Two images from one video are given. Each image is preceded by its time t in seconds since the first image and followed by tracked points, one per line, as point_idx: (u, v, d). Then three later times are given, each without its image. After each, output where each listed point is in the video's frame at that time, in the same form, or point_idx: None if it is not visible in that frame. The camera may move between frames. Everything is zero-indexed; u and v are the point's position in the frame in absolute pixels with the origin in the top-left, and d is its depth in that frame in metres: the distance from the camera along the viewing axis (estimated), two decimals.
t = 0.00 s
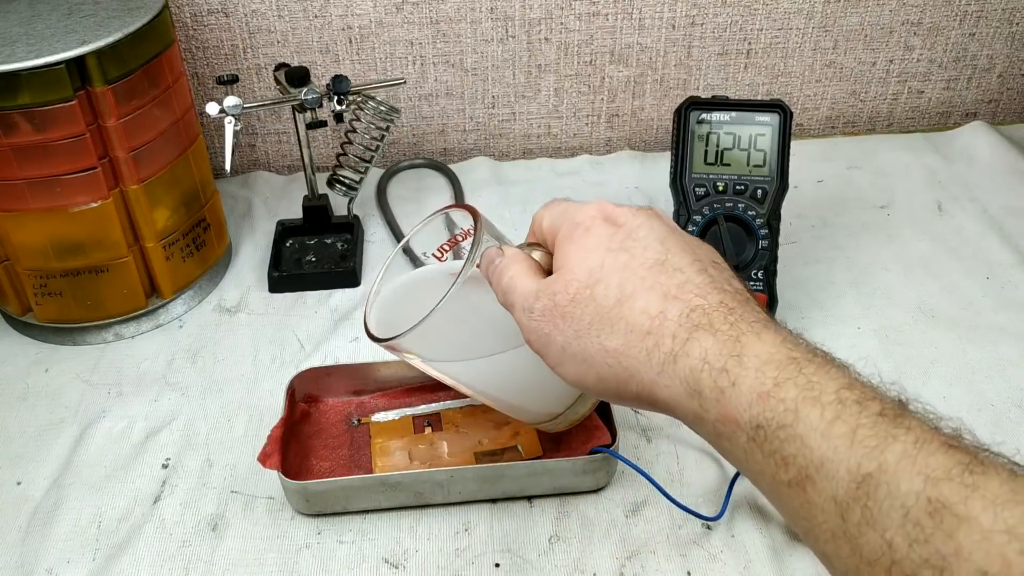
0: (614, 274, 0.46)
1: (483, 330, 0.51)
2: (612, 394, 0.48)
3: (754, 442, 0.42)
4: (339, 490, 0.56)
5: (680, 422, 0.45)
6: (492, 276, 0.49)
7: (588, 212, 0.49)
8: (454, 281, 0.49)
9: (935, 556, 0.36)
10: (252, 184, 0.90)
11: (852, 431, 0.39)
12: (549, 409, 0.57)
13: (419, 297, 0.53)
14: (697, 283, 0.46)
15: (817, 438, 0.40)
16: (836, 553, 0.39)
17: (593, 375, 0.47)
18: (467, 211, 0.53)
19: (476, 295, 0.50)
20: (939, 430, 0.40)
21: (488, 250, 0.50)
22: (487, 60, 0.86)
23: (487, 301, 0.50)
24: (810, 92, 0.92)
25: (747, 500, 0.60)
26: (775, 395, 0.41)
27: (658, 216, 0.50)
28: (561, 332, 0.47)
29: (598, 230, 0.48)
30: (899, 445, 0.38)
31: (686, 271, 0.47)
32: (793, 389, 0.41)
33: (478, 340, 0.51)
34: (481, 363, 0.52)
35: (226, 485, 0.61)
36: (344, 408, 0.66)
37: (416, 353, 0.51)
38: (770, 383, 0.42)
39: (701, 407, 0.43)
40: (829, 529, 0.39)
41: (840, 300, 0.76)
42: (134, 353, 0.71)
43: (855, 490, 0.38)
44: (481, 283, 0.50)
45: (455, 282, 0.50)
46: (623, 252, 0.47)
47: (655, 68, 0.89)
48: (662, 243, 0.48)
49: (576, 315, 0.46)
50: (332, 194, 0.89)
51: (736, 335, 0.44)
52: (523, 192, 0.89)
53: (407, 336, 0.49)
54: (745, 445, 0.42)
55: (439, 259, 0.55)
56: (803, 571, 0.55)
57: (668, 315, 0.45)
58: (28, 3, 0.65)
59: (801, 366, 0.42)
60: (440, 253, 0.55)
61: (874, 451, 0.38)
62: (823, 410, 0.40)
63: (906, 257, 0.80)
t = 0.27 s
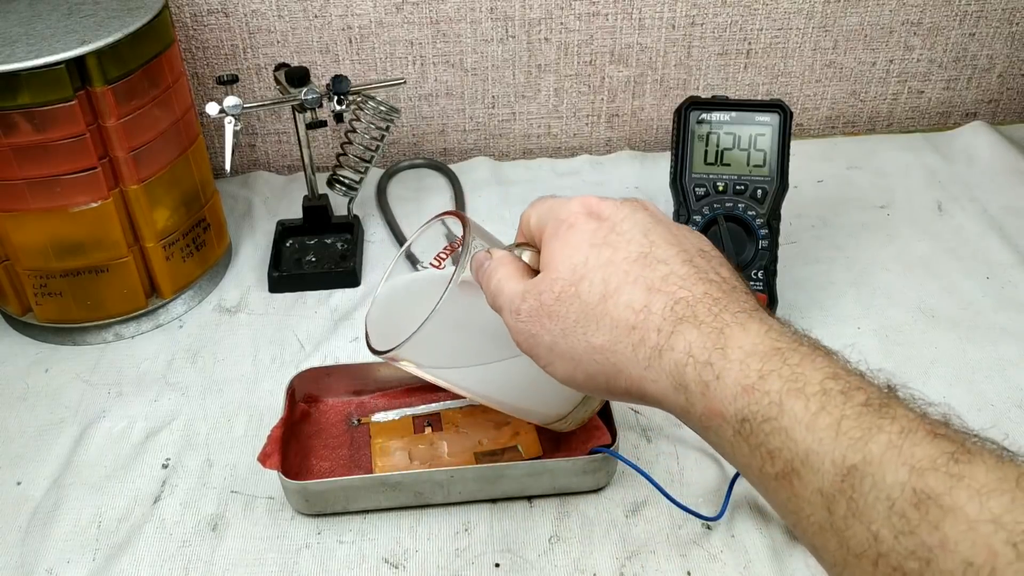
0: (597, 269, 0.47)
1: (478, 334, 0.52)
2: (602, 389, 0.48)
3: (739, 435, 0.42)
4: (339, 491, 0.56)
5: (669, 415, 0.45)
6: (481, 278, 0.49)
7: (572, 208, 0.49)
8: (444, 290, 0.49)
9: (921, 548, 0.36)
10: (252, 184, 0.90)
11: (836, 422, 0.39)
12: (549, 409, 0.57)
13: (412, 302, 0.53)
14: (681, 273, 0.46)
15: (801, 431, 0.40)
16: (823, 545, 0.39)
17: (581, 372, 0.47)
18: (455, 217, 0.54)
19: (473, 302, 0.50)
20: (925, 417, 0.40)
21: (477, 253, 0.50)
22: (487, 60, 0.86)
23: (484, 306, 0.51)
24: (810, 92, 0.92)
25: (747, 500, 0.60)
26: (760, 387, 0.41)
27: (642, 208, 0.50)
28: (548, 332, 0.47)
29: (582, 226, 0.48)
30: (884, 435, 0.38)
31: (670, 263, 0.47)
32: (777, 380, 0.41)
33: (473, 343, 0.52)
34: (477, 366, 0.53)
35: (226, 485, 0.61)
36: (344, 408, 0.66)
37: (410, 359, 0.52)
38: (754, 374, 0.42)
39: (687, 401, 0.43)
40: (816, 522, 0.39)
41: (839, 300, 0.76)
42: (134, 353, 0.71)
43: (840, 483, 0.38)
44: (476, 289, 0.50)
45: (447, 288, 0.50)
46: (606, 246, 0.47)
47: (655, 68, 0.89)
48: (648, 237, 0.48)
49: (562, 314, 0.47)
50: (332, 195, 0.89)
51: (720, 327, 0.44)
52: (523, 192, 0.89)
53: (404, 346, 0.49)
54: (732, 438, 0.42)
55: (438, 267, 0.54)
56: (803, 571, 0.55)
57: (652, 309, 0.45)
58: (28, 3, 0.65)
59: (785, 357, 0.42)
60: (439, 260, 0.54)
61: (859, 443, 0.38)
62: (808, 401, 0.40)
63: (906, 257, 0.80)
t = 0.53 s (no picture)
0: (587, 270, 0.47)
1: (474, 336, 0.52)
2: (595, 388, 0.48)
3: (730, 433, 0.41)
4: (340, 491, 0.56)
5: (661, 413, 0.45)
6: (474, 282, 0.50)
7: (561, 208, 0.49)
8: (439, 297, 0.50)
9: (912, 544, 0.35)
10: (252, 184, 0.89)
11: (827, 419, 0.39)
12: (545, 411, 0.57)
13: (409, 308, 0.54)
14: (671, 271, 0.46)
15: (792, 428, 0.39)
16: (816, 542, 0.39)
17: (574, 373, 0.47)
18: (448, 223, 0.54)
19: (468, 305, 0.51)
20: (915, 411, 0.39)
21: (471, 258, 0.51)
22: (487, 60, 0.86)
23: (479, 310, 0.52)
24: (810, 92, 0.92)
25: (746, 500, 0.60)
26: (750, 384, 0.41)
27: (631, 205, 0.50)
28: (539, 334, 0.48)
29: (571, 226, 0.48)
30: (874, 431, 0.38)
31: (661, 260, 0.46)
32: (766, 378, 0.41)
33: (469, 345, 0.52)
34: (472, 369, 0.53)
35: (226, 485, 0.61)
36: (344, 408, 0.66)
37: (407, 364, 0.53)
38: (744, 372, 0.41)
39: (678, 399, 0.43)
40: (808, 519, 0.39)
41: (839, 300, 0.76)
42: (134, 353, 0.71)
43: (831, 480, 0.38)
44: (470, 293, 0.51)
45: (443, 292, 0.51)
46: (595, 246, 0.47)
47: (655, 68, 0.89)
48: (645, 235, 0.48)
49: (553, 316, 0.47)
50: (332, 195, 0.89)
51: (710, 324, 0.43)
52: (523, 192, 0.89)
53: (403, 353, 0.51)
54: (723, 435, 0.42)
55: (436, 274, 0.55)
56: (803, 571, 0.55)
57: (642, 307, 0.45)
58: (28, 3, 0.65)
59: (775, 353, 0.42)
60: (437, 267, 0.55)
61: (849, 439, 0.38)
62: (797, 398, 0.40)
63: (906, 257, 0.80)
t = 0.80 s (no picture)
0: (578, 270, 0.47)
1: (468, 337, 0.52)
2: (588, 388, 0.48)
3: (721, 433, 0.41)
4: (340, 491, 0.56)
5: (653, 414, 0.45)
6: (468, 283, 0.50)
7: (552, 208, 0.49)
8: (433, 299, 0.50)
9: (902, 543, 0.35)
10: (252, 184, 0.89)
11: (817, 418, 0.39)
12: (539, 412, 0.57)
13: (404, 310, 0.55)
14: (662, 271, 0.46)
15: (782, 428, 0.39)
16: (807, 541, 0.39)
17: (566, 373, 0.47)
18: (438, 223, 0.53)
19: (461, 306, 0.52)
20: (906, 409, 0.39)
21: (463, 259, 0.51)
22: (487, 60, 0.86)
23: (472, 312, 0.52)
24: (810, 92, 0.92)
25: (746, 501, 0.60)
26: (740, 383, 0.41)
27: (622, 205, 0.50)
28: (531, 335, 0.48)
29: (562, 226, 0.48)
30: (864, 431, 0.38)
31: (652, 260, 0.47)
32: (757, 376, 0.41)
33: (462, 347, 0.52)
34: (466, 371, 0.53)
35: (226, 485, 0.61)
36: (344, 408, 0.66)
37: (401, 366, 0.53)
38: (734, 371, 0.41)
39: (669, 400, 0.43)
40: (799, 518, 0.39)
41: (839, 300, 0.76)
42: (134, 353, 0.71)
43: (821, 479, 0.38)
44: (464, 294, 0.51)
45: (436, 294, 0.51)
46: (585, 246, 0.47)
47: (655, 68, 0.89)
48: (640, 236, 0.48)
49: (544, 317, 0.47)
50: (332, 194, 0.89)
51: (701, 324, 0.43)
52: (523, 192, 0.89)
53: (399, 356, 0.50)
54: (714, 435, 0.42)
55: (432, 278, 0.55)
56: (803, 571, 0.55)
57: (633, 307, 0.45)
58: (28, 3, 0.65)
59: (766, 352, 0.42)
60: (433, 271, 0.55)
61: (839, 438, 0.38)
62: (788, 397, 0.40)
63: (906, 257, 0.80)
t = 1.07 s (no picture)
0: (567, 274, 0.47)
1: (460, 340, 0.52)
2: (581, 391, 0.48)
3: (711, 435, 0.41)
4: (340, 491, 0.56)
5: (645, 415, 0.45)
6: (461, 287, 0.50)
7: (543, 211, 0.49)
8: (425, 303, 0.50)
9: (890, 545, 0.35)
10: (252, 184, 0.89)
11: (805, 420, 0.39)
12: (533, 414, 0.57)
13: (397, 313, 0.55)
14: (651, 273, 0.46)
15: (771, 430, 0.39)
16: (797, 543, 0.39)
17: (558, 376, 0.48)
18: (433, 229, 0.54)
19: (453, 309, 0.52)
20: (895, 410, 0.39)
21: (454, 263, 0.51)
22: (487, 60, 0.86)
23: (465, 316, 0.52)
24: (810, 92, 0.92)
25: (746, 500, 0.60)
26: (729, 385, 0.41)
27: (613, 207, 0.50)
28: (522, 339, 0.48)
29: (552, 229, 0.48)
30: (853, 432, 0.38)
31: (640, 262, 0.46)
32: (745, 379, 0.41)
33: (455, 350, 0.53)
34: (458, 375, 0.53)
35: (226, 484, 0.61)
36: (344, 408, 0.66)
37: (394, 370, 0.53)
38: (723, 374, 0.41)
39: (660, 403, 0.43)
40: (789, 521, 0.39)
41: (839, 300, 0.76)
42: (133, 353, 0.71)
43: (810, 481, 0.38)
44: (457, 298, 0.52)
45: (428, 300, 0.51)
46: (576, 249, 0.47)
47: (655, 68, 0.89)
48: (634, 238, 0.48)
49: (534, 320, 0.47)
50: (332, 194, 0.89)
51: (690, 326, 0.43)
52: (523, 192, 0.89)
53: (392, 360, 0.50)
54: (704, 437, 0.42)
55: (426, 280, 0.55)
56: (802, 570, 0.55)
57: (622, 310, 0.45)
58: (28, 3, 0.65)
59: (754, 354, 0.42)
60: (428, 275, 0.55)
61: (827, 440, 0.38)
62: (776, 399, 0.40)
63: (906, 257, 0.80)
